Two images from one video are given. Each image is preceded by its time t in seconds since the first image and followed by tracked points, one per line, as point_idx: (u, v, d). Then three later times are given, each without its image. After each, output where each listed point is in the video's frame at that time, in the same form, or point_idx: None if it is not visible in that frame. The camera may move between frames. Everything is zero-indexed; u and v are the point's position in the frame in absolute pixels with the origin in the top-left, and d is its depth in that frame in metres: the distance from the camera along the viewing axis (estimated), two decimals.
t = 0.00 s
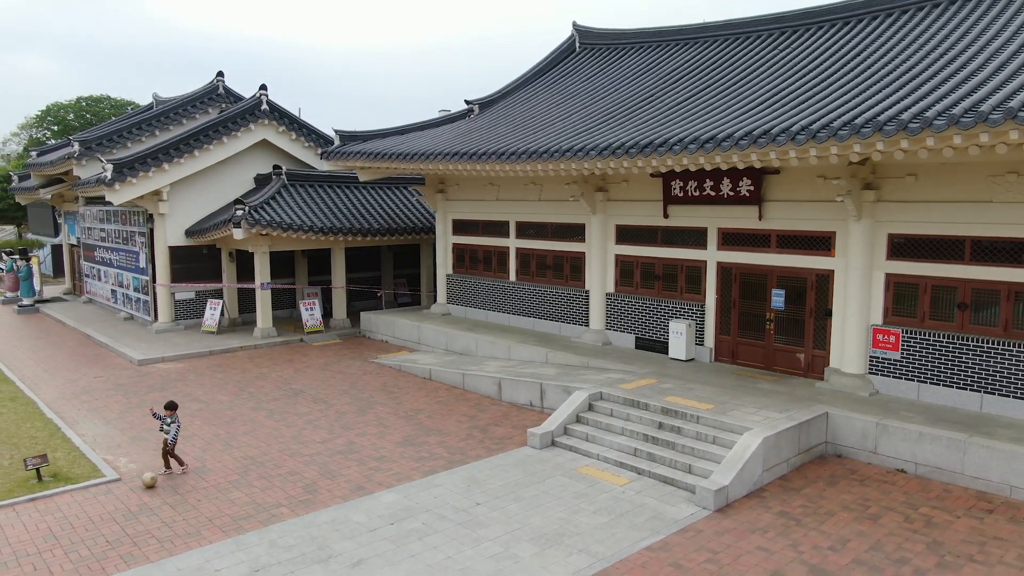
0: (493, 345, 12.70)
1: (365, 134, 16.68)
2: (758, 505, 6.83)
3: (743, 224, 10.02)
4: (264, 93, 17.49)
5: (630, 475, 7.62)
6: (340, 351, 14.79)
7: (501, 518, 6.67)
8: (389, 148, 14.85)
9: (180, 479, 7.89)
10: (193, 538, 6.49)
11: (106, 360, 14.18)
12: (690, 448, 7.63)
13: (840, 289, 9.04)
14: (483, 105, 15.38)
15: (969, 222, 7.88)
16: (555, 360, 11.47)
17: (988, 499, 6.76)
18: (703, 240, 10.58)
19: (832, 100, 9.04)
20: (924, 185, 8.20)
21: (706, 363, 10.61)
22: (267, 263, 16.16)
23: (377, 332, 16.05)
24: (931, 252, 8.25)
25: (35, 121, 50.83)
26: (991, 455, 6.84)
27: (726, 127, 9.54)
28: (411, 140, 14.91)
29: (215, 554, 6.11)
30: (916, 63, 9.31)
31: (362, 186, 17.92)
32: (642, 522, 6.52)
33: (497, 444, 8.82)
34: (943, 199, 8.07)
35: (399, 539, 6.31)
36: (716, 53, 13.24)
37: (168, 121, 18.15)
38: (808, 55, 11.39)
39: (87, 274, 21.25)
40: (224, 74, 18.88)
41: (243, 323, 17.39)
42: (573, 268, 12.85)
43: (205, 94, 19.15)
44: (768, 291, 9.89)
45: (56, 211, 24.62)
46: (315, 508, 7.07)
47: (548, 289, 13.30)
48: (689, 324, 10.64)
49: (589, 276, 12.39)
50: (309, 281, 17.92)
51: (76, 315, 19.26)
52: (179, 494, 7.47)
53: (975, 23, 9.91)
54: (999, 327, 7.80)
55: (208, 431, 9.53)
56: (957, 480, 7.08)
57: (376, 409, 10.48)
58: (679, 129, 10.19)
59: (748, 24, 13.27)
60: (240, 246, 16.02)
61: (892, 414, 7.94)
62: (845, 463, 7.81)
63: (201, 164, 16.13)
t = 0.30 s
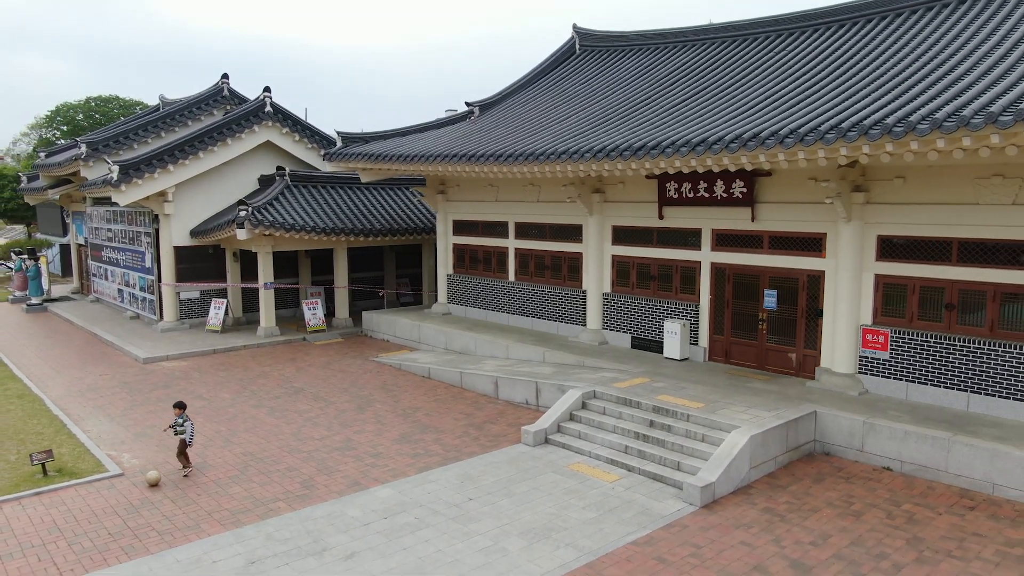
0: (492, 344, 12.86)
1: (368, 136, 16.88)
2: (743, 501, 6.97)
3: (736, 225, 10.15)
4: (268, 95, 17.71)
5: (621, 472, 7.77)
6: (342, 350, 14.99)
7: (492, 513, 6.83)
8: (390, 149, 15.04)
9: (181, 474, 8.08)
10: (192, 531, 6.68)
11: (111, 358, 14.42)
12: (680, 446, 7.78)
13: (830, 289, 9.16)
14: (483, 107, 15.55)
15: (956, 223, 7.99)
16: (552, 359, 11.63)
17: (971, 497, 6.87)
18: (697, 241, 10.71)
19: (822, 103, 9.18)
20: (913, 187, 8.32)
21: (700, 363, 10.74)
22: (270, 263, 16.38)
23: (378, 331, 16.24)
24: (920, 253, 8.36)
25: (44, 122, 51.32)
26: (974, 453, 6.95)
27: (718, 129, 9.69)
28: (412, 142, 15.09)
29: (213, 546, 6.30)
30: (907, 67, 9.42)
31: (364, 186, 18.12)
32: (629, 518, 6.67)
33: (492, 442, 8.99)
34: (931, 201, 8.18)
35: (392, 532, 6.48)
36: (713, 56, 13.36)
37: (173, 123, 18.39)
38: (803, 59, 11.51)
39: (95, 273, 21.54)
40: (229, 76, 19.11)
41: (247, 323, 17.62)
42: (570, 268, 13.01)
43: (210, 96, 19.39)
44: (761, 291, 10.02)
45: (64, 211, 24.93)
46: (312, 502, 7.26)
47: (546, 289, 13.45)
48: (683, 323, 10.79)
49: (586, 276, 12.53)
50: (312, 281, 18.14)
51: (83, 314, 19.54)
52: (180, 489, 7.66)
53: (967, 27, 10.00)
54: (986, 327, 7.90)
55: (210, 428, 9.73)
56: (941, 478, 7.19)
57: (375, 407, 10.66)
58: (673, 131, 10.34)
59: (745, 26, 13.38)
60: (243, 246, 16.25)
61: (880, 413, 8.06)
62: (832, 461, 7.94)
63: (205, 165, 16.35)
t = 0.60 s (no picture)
0: (490, 344, 13.02)
1: (370, 138, 17.09)
2: (730, 498, 7.11)
3: (729, 227, 10.27)
4: (272, 98, 17.94)
5: (611, 469, 7.92)
6: (343, 350, 15.19)
7: (483, 508, 7.00)
8: (391, 152, 15.23)
9: (182, 470, 8.29)
10: (191, 524, 6.87)
11: (117, 357, 14.67)
12: (669, 444, 7.92)
13: (821, 290, 9.28)
14: (484, 110, 15.73)
15: (944, 226, 8.10)
16: (549, 358, 11.78)
17: (954, 495, 6.98)
18: (692, 242, 10.84)
19: (812, 107, 9.32)
20: (900, 190, 8.43)
21: (694, 362, 10.87)
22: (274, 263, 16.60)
23: (380, 331, 16.42)
24: (908, 255, 8.47)
25: (54, 122, 51.80)
26: (957, 452, 7.07)
27: (711, 133, 9.83)
28: (413, 145, 15.27)
29: (211, 540, 6.49)
30: (897, 71, 9.54)
31: (366, 188, 18.32)
32: (617, 514, 6.82)
33: (487, 440, 9.15)
34: (919, 204, 8.29)
35: (384, 527, 6.66)
36: (710, 59, 13.48)
37: (179, 125, 18.65)
38: (797, 62, 11.63)
39: (102, 273, 21.83)
40: (233, 79, 19.35)
41: (250, 322, 17.84)
42: (568, 269, 13.15)
43: (215, 99, 19.64)
44: (753, 292, 10.14)
45: (72, 212, 25.25)
46: (308, 498, 7.45)
47: (545, 289, 13.61)
48: (677, 324, 10.93)
49: (583, 277, 12.68)
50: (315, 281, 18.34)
51: (91, 314, 19.83)
52: (181, 484, 7.86)
53: (959, 32, 10.10)
54: (973, 328, 8.00)
55: (212, 426, 9.94)
56: (926, 477, 7.31)
57: (374, 405, 10.84)
58: (666, 135, 10.50)
59: (741, 30, 13.49)
60: (247, 247, 16.47)
61: (868, 412, 8.18)
62: (820, 459, 8.06)
63: (210, 167, 16.59)
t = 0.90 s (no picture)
0: (489, 344, 13.18)
1: (373, 141, 17.30)
2: (717, 495, 7.25)
3: (723, 229, 10.41)
4: (276, 100, 18.18)
5: (603, 467, 8.07)
6: (345, 349, 15.39)
7: (475, 504, 7.17)
8: (393, 154, 15.42)
9: (184, 466, 8.49)
10: (191, 519, 7.07)
11: (123, 356, 14.91)
12: (659, 442, 8.07)
13: (812, 291, 9.40)
14: (484, 112, 15.90)
15: (931, 228, 8.21)
16: (546, 358, 11.95)
17: (937, 493, 7.11)
18: (687, 244, 10.97)
19: (804, 111, 9.45)
20: (889, 193, 8.54)
21: (688, 362, 11.01)
22: (277, 264, 16.82)
23: (382, 331, 16.61)
24: (897, 256, 8.58)
25: (63, 123, 52.25)
26: (941, 451, 7.19)
27: (704, 137, 9.98)
28: (414, 147, 15.45)
29: (210, 533, 6.68)
30: (888, 75, 9.66)
31: (369, 190, 18.53)
32: (605, 510, 6.98)
33: (482, 438, 9.33)
34: (906, 206, 8.40)
35: (378, 522, 6.84)
36: (707, 62, 13.60)
37: (184, 128, 18.89)
38: (792, 65, 11.75)
39: (109, 274, 22.12)
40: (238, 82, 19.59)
41: (255, 322, 18.07)
42: (566, 270, 13.30)
43: (220, 101, 19.87)
44: (746, 293, 10.27)
45: (80, 213, 25.57)
46: (306, 493, 7.64)
47: (543, 290, 13.76)
48: (672, 324, 11.07)
49: (580, 278, 12.83)
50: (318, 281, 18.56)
51: (98, 314, 20.11)
52: (182, 480, 8.06)
53: (951, 36, 10.20)
54: (960, 329, 8.11)
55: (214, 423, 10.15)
56: (911, 475, 7.43)
57: (373, 403, 11.03)
58: (661, 138, 10.65)
59: (738, 33, 13.61)
60: (251, 248, 16.70)
61: (856, 412, 8.30)
62: (808, 458, 8.19)
63: (215, 169, 16.82)
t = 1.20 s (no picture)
0: (489, 344, 13.35)
1: (375, 143, 17.51)
2: (706, 492, 7.40)
3: (717, 231, 10.55)
4: (280, 103, 18.41)
5: (595, 464, 8.23)
6: (347, 348, 15.60)
7: (468, 500, 7.34)
8: (394, 156, 15.60)
9: (186, 463, 8.69)
10: (192, 513, 7.27)
11: (129, 355, 15.16)
12: (651, 440, 8.22)
13: (804, 293, 9.53)
14: (485, 114, 16.07)
15: (919, 230, 8.33)
16: (544, 357, 12.11)
17: (922, 491, 7.23)
18: (682, 245, 11.12)
19: (795, 115, 9.59)
20: (879, 195, 8.66)
21: (684, 362, 11.14)
22: (281, 264, 17.03)
23: (384, 331, 16.81)
24: (886, 258, 8.69)
25: (73, 123, 52.72)
26: (927, 449, 7.31)
27: (697, 140, 10.13)
28: (416, 149, 15.63)
29: (210, 527, 6.88)
30: (880, 78, 9.77)
31: (371, 191, 18.74)
32: (595, 506, 7.15)
33: (478, 436, 9.51)
34: (895, 209, 8.52)
35: (373, 516, 7.02)
36: (705, 64, 13.72)
37: (190, 129, 19.13)
38: (787, 68, 11.86)
39: (117, 274, 22.42)
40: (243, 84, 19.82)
41: (259, 321, 18.30)
42: (564, 271, 13.46)
43: (226, 103, 20.10)
44: (740, 294, 10.40)
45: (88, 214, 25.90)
46: (304, 489, 7.83)
47: (542, 290, 13.92)
48: (667, 324, 11.21)
49: (577, 279, 12.98)
50: (322, 281, 18.78)
51: (105, 313, 20.40)
52: (184, 476, 8.27)
53: (943, 40, 10.29)
54: (947, 330, 8.22)
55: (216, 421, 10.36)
56: (897, 473, 7.56)
57: (373, 402, 11.22)
58: (655, 141, 10.81)
59: (735, 36, 13.73)
60: (255, 249, 16.94)
61: (845, 411, 8.43)
62: (798, 456, 8.33)
63: (220, 171, 17.05)
